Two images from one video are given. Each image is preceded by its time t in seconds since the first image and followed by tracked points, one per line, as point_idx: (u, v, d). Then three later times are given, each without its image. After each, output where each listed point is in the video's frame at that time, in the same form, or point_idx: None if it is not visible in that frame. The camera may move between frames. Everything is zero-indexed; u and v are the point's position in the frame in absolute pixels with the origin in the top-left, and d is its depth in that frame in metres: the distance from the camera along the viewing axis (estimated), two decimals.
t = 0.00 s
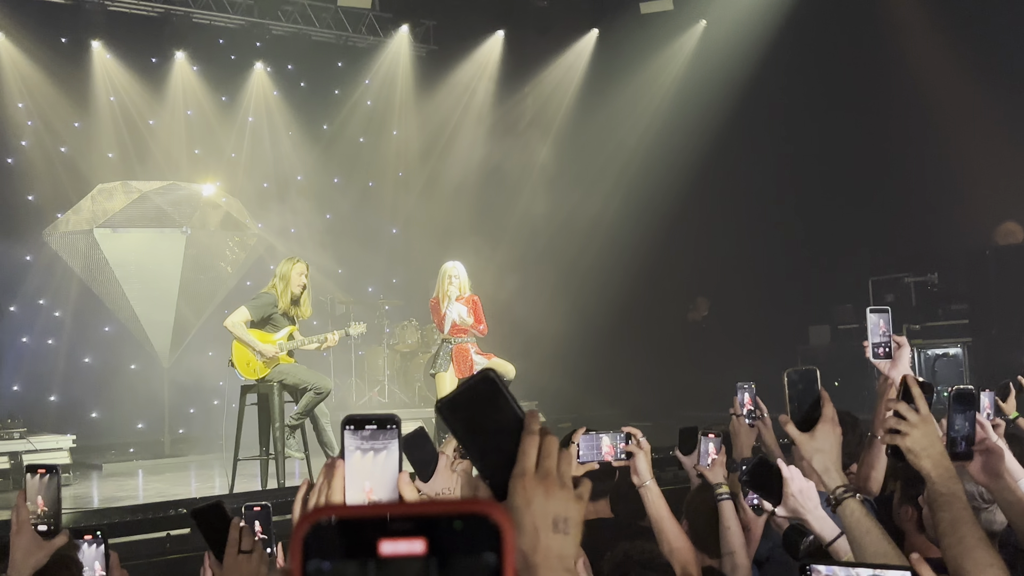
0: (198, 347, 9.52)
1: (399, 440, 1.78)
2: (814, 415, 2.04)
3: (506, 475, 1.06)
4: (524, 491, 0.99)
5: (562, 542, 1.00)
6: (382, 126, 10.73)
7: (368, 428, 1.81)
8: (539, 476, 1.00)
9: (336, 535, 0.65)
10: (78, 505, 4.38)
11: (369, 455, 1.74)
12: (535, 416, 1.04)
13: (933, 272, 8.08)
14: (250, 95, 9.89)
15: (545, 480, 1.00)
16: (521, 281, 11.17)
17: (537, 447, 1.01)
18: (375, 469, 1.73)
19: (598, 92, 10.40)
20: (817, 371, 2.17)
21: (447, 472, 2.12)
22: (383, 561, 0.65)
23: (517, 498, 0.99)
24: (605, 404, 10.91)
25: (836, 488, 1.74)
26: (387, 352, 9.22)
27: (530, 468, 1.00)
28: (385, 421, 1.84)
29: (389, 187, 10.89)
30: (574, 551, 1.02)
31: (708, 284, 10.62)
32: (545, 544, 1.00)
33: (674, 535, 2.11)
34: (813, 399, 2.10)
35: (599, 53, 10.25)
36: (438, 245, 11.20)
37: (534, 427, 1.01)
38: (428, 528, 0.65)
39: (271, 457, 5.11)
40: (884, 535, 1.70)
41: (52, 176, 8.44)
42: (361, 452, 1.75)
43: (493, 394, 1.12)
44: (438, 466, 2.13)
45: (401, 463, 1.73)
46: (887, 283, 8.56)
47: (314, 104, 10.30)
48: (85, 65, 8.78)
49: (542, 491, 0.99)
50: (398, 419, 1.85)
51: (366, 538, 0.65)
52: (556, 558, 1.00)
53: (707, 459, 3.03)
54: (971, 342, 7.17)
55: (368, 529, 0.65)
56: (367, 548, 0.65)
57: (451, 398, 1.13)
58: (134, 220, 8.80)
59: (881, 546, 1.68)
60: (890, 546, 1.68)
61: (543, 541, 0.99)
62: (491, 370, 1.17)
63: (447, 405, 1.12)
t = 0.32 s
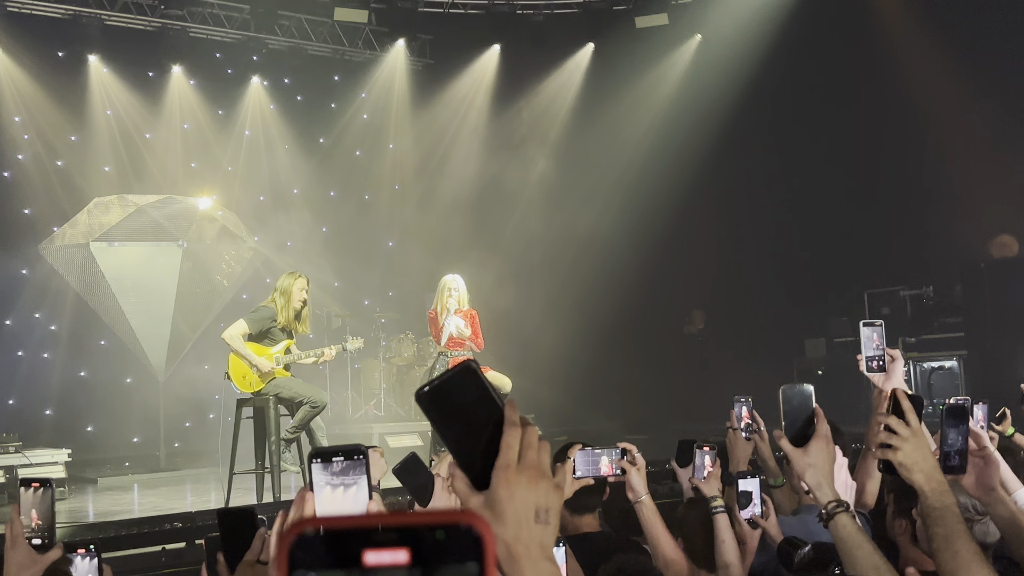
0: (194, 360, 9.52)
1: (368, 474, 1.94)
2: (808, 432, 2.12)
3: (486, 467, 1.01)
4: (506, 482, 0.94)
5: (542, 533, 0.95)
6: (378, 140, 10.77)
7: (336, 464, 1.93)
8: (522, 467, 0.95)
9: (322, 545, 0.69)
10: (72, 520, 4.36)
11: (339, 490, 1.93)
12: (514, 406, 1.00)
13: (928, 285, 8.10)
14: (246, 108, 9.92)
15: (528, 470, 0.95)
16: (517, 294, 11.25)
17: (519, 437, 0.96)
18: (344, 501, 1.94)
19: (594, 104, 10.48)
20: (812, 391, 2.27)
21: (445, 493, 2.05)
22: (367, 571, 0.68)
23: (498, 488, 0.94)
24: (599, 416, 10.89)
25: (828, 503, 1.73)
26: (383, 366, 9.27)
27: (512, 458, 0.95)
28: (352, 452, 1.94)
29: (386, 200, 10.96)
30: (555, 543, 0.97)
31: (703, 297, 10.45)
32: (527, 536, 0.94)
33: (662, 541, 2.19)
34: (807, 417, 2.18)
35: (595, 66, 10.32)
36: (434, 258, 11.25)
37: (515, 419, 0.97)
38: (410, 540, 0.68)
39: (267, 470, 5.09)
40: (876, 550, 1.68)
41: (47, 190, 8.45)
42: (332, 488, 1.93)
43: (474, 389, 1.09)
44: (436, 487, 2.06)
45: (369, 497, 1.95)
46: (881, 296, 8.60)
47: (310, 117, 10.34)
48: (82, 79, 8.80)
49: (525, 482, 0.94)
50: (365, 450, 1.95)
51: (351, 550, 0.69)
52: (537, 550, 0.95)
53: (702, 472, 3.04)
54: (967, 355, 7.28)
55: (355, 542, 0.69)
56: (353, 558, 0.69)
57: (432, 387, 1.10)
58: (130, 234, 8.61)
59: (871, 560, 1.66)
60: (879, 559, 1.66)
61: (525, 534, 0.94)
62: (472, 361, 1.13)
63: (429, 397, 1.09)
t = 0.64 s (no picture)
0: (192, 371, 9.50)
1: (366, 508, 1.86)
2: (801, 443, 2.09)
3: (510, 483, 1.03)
4: (531, 497, 0.97)
5: (568, 547, 0.98)
6: (377, 151, 10.85)
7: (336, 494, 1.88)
8: (547, 483, 0.98)
9: (321, 562, 0.66)
10: (71, 531, 4.34)
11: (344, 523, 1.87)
12: (537, 423, 1.02)
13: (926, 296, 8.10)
14: (246, 119, 9.96)
15: (552, 486, 0.98)
16: (516, 304, 11.31)
17: (544, 454, 0.99)
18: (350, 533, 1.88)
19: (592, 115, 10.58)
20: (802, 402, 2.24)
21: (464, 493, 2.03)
22: None
23: (524, 504, 0.97)
24: (599, 428, 10.89)
25: (822, 513, 1.72)
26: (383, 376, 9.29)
27: (536, 475, 0.98)
28: (349, 482, 1.88)
29: (385, 211, 10.99)
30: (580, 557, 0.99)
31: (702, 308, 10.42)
32: (552, 552, 0.97)
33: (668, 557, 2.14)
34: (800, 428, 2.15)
35: (594, 78, 10.46)
36: (433, 269, 11.27)
37: (539, 434, 0.99)
38: (412, 555, 0.68)
39: (266, 481, 5.07)
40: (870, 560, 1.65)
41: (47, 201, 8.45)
42: (337, 521, 1.88)
43: (496, 406, 1.07)
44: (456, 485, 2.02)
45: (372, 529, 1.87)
46: (879, 306, 8.60)
47: (310, 128, 10.38)
48: (82, 90, 8.82)
49: (550, 497, 0.97)
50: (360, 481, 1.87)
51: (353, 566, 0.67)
52: (563, 565, 0.98)
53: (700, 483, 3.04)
54: (966, 366, 7.23)
55: (354, 557, 0.67)
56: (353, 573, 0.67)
57: (456, 405, 1.08)
58: (126, 246, 8.89)
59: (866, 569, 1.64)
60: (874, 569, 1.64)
61: (550, 548, 0.97)
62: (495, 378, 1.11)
63: (453, 412, 1.07)
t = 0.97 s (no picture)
0: (195, 378, 9.52)
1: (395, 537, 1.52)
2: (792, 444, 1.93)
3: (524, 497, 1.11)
4: (545, 512, 1.04)
5: (578, 561, 1.07)
6: (379, 158, 10.89)
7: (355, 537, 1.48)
8: (560, 500, 1.05)
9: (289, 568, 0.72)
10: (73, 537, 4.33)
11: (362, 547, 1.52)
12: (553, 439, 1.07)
13: (929, 304, 8.07)
14: (249, 127, 10.02)
15: (566, 501, 1.05)
16: (518, 312, 11.26)
17: (558, 473, 1.05)
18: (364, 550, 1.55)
19: (596, 122, 10.61)
20: (792, 402, 2.05)
21: (474, 499, 1.90)
22: None
23: (537, 518, 1.05)
24: (600, 435, 10.85)
25: (814, 513, 1.74)
26: (385, 384, 9.28)
27: (551, 490, 1.04)
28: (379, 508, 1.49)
29: (387, 219, 11.04)
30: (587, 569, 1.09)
31: (705, 315, 10.38)
32: (564, 563, 1.06)
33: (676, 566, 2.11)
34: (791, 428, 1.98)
35: (596, 85, 10.51)
36: (434, 277, 11.28)
37: (554, 454, 1.05)
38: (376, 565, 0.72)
39: (269, 488, 5.05)
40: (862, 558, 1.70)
41: (51, 208, 8.51)
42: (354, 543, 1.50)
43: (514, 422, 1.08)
44: (465, 493, 1.92)
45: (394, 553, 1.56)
46: (882, 313, 8.57)
47: (313, 136, 10.43)
48: (86, 99, 8.90)
49: (563, 512, 1.05)
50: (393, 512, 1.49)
51: None
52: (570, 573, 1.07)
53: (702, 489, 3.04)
54: (968, 372, 7.08)
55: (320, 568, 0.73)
56: None
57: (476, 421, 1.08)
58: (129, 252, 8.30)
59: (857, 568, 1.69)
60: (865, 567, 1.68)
61: (562, 561, 1.06)
62: (512, 397, 1.13)
63: (475, 428, 1.07)
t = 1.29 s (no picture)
0: (201, 379, 9.54)
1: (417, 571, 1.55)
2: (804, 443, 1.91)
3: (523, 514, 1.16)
4: (539, 523, 1.08)
5: (577, 570, 1.07)
6: (385, 160, 10.90)
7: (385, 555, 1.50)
8: (554, 508, 1.09)
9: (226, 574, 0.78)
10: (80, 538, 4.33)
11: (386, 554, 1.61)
12: (547, 452, 1.13)
13: (936, 306, 8.02)
14: (254, 128, 10.04)
15: (560, 512, 1.09)
16: (523, 314, 11.22)
17: (551, 481, 1.10)
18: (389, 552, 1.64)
19: (602, 124, 10.57)
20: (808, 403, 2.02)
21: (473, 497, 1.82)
22: None
23: (533, 529, 1.08)
24: (604, 437, 10.83)
25: (820, 511, 1.74)
26: (389, 385, 9.28)
27: (544, 500, 1.08)
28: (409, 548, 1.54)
29: (391, 221, 11.07)
30: None
31: (710, 317, 10.34)
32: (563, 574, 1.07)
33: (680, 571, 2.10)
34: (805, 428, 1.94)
35: (602, 87, 10.47)
36: (439, 279, 11.27)
37: (547, 464, 1.10)
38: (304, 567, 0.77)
39: (274, 490, 5.04)
40: (865, 558, 1.71)
41: (57, 210, 8.54)
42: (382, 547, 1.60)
43: (509, 442, 1.19)
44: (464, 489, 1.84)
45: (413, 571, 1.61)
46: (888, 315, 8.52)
47: (318, 138, 10.44)
48: (91, 101, 8.92)
49: (557, 521, 1.08)
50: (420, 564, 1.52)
51: None
52: None
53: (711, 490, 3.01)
54: (975, 375, 7.13)
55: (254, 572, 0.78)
56: None
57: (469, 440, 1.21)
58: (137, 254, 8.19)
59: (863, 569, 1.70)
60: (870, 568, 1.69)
61: (559, 571, 1.06)
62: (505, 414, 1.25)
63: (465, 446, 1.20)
